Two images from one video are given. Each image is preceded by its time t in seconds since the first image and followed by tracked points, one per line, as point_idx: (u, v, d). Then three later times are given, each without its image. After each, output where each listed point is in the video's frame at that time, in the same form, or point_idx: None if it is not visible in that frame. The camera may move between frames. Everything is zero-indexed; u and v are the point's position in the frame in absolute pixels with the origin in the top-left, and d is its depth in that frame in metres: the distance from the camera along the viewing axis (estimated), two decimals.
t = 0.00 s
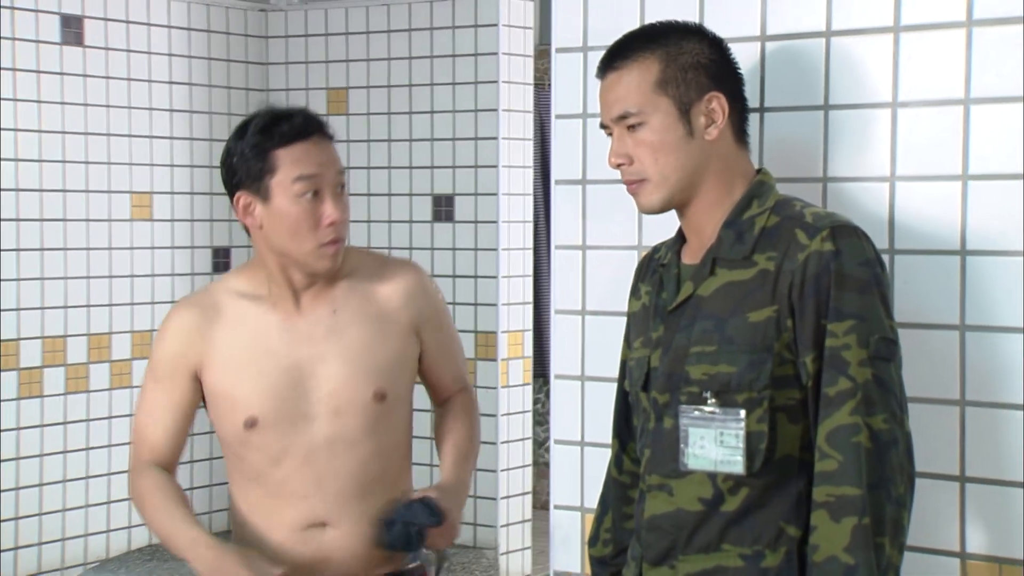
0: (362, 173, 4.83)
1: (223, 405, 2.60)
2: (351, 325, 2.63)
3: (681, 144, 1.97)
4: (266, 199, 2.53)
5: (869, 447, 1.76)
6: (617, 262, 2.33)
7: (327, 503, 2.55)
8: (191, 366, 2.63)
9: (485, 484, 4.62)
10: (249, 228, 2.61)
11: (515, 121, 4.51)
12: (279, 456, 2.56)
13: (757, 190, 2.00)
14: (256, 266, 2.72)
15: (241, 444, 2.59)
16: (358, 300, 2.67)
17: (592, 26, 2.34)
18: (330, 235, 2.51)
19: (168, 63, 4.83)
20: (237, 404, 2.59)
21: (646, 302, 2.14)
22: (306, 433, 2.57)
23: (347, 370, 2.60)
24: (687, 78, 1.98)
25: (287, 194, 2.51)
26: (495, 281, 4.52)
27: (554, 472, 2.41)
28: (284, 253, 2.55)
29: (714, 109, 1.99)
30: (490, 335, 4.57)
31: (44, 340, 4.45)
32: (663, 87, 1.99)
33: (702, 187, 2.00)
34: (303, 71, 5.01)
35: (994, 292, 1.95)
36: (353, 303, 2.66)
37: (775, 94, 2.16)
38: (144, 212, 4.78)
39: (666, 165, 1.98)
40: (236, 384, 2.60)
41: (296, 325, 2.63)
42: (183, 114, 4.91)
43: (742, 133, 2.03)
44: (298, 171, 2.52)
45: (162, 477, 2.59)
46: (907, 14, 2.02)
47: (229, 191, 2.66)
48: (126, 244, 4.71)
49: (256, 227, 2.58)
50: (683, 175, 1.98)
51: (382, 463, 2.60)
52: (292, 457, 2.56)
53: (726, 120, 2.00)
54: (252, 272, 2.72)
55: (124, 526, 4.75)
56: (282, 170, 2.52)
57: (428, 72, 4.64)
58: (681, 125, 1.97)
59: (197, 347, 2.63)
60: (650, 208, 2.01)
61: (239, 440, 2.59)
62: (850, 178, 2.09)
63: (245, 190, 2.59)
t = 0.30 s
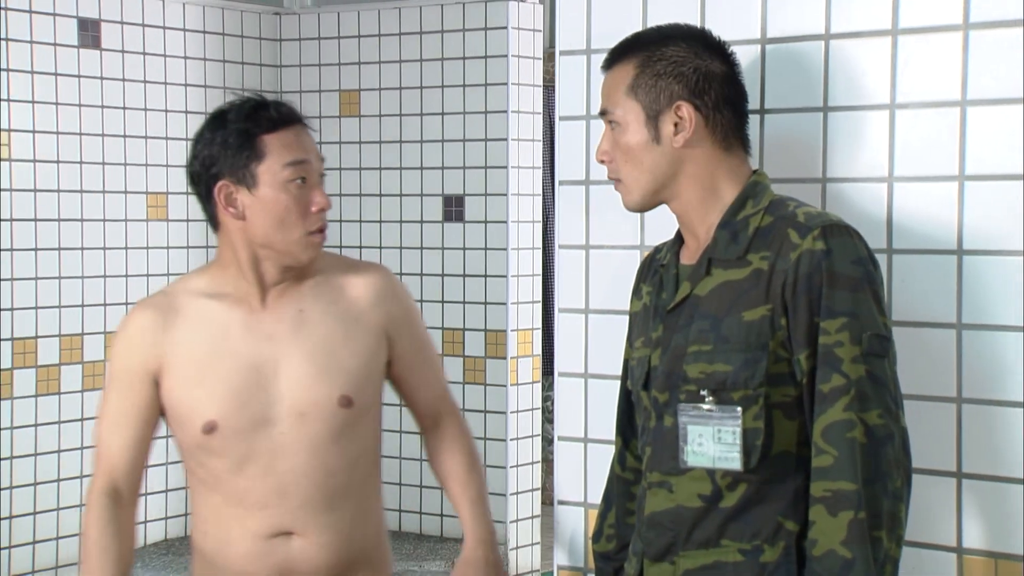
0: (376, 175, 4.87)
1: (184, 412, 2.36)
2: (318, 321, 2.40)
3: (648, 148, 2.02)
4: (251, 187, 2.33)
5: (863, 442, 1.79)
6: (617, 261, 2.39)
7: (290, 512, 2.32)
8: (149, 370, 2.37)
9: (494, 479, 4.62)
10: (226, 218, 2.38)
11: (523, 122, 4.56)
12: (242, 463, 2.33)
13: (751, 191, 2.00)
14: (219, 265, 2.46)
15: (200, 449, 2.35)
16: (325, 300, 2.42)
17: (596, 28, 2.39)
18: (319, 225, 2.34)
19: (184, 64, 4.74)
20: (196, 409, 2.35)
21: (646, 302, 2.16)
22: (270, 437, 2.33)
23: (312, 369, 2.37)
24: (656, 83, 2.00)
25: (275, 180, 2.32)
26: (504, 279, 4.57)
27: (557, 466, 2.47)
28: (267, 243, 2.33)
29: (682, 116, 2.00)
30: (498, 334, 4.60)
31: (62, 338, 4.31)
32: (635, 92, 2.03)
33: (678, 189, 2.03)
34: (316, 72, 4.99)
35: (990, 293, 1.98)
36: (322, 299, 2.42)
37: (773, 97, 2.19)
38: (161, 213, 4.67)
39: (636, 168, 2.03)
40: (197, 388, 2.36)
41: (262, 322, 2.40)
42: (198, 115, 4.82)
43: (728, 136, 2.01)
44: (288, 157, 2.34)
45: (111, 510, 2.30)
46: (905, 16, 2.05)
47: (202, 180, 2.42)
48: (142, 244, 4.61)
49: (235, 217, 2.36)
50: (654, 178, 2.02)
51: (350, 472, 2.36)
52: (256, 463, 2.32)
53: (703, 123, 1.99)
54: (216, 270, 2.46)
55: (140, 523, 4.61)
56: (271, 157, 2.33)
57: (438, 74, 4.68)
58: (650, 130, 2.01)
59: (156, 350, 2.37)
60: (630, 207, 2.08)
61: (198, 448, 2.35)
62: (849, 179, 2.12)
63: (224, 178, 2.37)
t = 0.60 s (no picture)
0: (378, 176, 4.88)
1: (156, 409, 2.31)
2: (297, 319, 2.39)
3: (656, 148, 2.01)
4: (238, 180, 2.32)
5: (862, 451, 1.75)
6: (610, 262, 2.43)
7: (268, 509, 2.29)
8: (122, 367, 2.31)
9: (495, 476, 4.67)
10: (209, 211, 2.36)
11: (523, 125, 4.59)
12: (218, 459, 2.29)
13: (753, 196, 1.97)
14: (194, 260, 2.43)
15: (174, 446, 2.30)
16: (302, 296, 2.41)
17: (591, 35, 2.45)
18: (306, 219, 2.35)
19: (189, 67, 4.70)
20: (170, 404, 2.30)
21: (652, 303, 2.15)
22: (248, 433, 2.30)
23: (291, 366, 2.35)
24: (668, 83, 1.99)
25: (262, 174, 2.32)
26: (505, 280, 4.59)
27: (552, 464, 2.51)
28: (252, 237, 2.33)
29: (690, 117, 1.99)
30: (498, 334, 4.61)
31: (67, 337, 4.30)
32: (648, 90, 2.02)
33: (684, 190, 2.02)
34: (319, 76, 4.98)
35: (981, 292, 2.05)
36: (300, 297, 2.41)
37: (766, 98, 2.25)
38: (165, 214, 4.66)
39: (643, 166, 2.03)
40: (172, 385, 2.31)
41: (240, 318, 2.37)
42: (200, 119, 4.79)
43: (736, 140, 2.00)
44: (275, 150, 2.33)
45: (76, 502, 2.29)
46: (894, 21, 2.14)
47: (184, 174, 2.40)
48: (147, 245, 4.60)
49: (219, 210, 2.35)
50: (660, 177, 2.02)
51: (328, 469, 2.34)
52: (233, 459, 2.29)
53: (709, 124, 1.98)
54: (191, 264, 2.42)
55: (145, 518, 4.57)
56: (258, 150, 2.33)
57: (439, 78, 4.69)
58: (659, 129, 2.00)
59: (128, 345, 2.31)
60: (633, 203, 2.08)
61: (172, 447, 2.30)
62: (839, 180, 2.20)
63: (209, 172, 2.35)
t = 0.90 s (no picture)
0: (379, 177, 4.92)
1: (163, 404, 2.29)
2: (304, 317, 2.40)
3: (654, 144, 2.03)
4: (247, 179, 2.33)
5: (862, 451, 1.76)
6: (604, 261, 2.52)
7: (274, 505, 2.29)
8: (135, 359, 2.30)
9: (495, 474, 4.70)
10: (218, 209, 2.36)
11: (522, 126, 4.62)
12: (225, 453, 2.28)
13: (748, 196, 1.99)
14: (201, 257, 2.43)
15: (181, 442, 2.29)
16: (309, 295, 2.43)
17: (586, 40, 2.53)
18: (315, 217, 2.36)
19: (193, 70, 4.74)
20: (178, 399, 2.29)
21: (649, 300, 2.17)
22: (254, 429, 2.30)
23: (297, 362, 2.36)
24: (669, 80, 2.01)
25: (272, 173, 2.32)
26: (504, 279, 4.63)
27: (548, 462, 2.60)
28: (262, 235, 2.34)
29: (691, 115, 2.00)
30: (498, 333, 4.65)
31: (73, 336, 4.34)
32: (649, 86, 2.04)
33: (681, 186, 2.04)
34: (321, 78, 5.02)
35: (969, 289, 2.13)
36: (308, 296, 2.43)
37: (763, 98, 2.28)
38: (170, 215, 4.70)
39: (642, 161, 2.05)
40: (179, 380, 2.30)
41: (247, 315, 2.37)
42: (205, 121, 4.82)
43: (735, 139, 2.01)
44: (284, 150, 2.34)
45: (89, 498, 2.25)
46: (885, 24, 2.20)
47: (193, 174, 2.40)
48: (152, 245, 4.64)
49: (229, 209, 2.35)
50: (656, 173, 2.04)
51: (333, 466, 2.36)
52: (239, 452, 2.29)
53: (709, 123, 1.99)
54: (198, 262, 2.42)
55: (149, 515, 4.61)
56: (268, 149, 2.33)
57: (440, 80, 4.72)
58: (658, 125, 2.02)
59: (137, 340, 2.29)
60: (632, 197, 2.10)
61: (181, 442, 2.29)
62: (830, 182, 2.27)
63: (218, 171, 2.35)
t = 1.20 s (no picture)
0: (381, 178, 4.95)
1: (177, 401, 2.31)
2: (316, 316, 2.43)
3: (651, 144, 2.05)
4: (262, 179, 2.36)
5: (850, 451, 1.77)
6: (601, 261, 2.55)
7: (285, 501, 2.32)
8: (148, 356, 2.32)
9: (495, 472, 4.73)
10: (233, 209, 2.39)
11: (522, 128, 4.64)
12: (237, 448, 2.30)
13: (742, 196, 2.01)
14: (215, 257, 2.46)
15: (194, 438, 2.31)
16: (321, 295, 2.46)
17: (583, 43, 2.56)
18: (328, 217, 2.39)
19: (196, 72, 4.78)
20: (191, 397, 2.30)
21: (645, 299, 2.20)
22: (266, 426, 2.33)
23: (309, 360, 2.38)
24: (667, 80, 2.03)
25: (285, 173, 2.35)
26: (504, 279, 4.65)
27: (546, 460, 2.63)
28: (275, 234, 2.37)
29: (688, 115, 2.02)
30: (498, 333, 4.67)
31: (78, 335, 4.39)
32: (647, 87, 2.07)
33: (677, 186, 2.07)
34: (323, 81, 5.05)
35: (961, 289, 2.16)
36: (320, 295, 2.45)
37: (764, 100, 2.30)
38: (174, 215, 4.74)
39: (639, 161, 2.08)
40: (191, 377, 2.31)
41: (260, 313, 2.40)
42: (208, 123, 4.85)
43: (733, 140, 2.03)
44: (299, 150, 2.37)
45: (106, 495, 2.28)
46: (878, 27, 2.23)
47: (208, 173, 2.43)
48: (155, 245, 4.68)
49: (243, 208, 2.38)
50: (653, 173, 2.06)
51: (342, 463, 2.38)
52: (252, 446, 2.31)
53: (706, 123, 2.01)
54: (212, 261, 2.45)
55: (153, 513, 4.65)
56: (281, 150, 2.36)
57: (440, 82, 4.75)
58: (655, 126, 2.04)
59: (151, 339, 2.31)
60: (630, 197, 2.13)
61: (194, 438, 2.31)
62: (825, 183, 2.30)
63: (233, 171, 2.38)
